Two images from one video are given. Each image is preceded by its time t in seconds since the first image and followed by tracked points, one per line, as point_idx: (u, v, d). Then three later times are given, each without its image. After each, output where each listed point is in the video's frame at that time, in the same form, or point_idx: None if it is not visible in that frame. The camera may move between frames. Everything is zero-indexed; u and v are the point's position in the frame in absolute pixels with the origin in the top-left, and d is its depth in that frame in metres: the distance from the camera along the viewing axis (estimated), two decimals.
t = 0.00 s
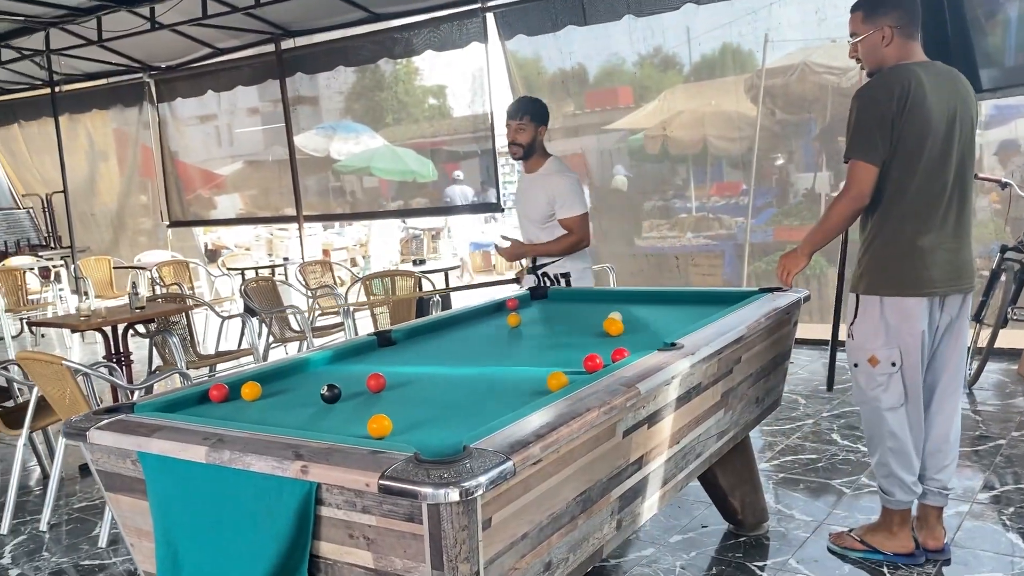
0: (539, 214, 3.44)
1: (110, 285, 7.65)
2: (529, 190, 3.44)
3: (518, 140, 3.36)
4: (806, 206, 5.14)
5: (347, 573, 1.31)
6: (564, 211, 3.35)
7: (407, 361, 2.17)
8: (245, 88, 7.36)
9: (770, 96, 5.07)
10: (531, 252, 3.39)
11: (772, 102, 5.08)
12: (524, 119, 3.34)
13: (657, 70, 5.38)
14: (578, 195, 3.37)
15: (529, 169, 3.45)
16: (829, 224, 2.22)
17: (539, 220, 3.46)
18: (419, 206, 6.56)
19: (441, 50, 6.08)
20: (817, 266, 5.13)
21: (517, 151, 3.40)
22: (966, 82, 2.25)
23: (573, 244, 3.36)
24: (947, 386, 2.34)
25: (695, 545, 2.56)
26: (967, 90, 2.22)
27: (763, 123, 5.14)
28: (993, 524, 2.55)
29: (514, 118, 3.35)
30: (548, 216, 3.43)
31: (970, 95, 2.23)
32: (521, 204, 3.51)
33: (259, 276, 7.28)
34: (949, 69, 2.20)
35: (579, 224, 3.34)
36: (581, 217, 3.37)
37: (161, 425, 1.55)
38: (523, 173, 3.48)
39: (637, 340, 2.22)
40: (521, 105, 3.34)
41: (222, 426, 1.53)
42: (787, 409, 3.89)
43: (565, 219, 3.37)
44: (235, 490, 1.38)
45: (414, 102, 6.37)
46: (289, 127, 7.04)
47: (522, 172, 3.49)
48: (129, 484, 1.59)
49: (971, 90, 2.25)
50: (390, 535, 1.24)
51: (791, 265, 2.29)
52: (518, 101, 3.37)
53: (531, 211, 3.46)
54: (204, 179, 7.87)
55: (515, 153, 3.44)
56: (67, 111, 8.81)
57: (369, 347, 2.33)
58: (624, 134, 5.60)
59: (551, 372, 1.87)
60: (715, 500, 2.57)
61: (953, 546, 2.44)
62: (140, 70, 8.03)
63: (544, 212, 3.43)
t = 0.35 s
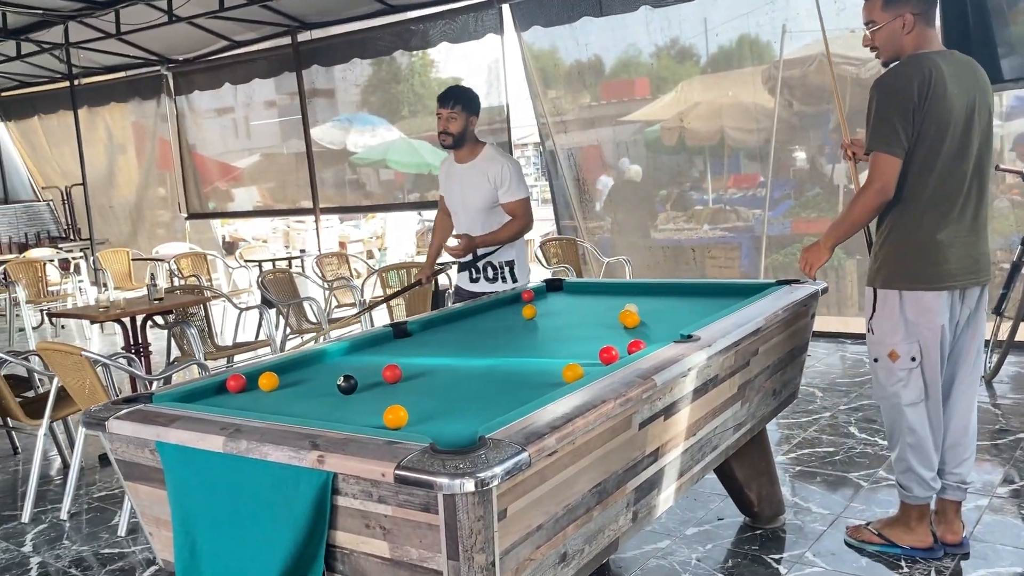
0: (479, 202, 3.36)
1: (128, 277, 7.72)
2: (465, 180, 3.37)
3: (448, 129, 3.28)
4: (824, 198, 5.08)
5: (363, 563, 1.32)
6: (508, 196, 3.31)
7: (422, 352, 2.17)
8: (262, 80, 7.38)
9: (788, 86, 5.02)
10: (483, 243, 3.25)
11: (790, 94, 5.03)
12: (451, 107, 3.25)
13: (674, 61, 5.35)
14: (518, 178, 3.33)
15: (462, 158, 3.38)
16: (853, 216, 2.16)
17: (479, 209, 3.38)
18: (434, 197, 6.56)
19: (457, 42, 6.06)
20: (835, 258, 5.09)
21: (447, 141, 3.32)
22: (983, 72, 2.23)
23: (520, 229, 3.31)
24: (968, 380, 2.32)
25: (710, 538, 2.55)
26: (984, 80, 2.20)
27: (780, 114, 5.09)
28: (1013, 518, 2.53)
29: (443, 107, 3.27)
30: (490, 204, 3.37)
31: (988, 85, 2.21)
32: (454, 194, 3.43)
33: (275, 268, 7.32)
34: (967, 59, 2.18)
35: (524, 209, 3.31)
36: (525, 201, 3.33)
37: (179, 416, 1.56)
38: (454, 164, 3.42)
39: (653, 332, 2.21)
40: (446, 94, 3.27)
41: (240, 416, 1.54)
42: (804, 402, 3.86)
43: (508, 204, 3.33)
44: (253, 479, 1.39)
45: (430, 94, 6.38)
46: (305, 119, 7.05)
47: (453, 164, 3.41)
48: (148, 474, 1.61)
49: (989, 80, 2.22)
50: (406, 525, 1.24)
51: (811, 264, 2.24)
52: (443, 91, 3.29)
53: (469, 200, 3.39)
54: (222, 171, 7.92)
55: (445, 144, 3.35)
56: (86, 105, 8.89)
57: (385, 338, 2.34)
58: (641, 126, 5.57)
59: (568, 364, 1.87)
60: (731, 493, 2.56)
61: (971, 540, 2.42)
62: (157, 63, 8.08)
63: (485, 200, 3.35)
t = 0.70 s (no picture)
0: (446, 208, 3.11)
1: (141, 272, 7.75)
2: (428, 186, 3.12)
3: (411, 132, 3.06)
4: (836, 195, 5.05)
5: (378, 557, 1.32)
6: (477, 198, 3.07)
7: (435, 347, 2.18)
8: (273, 76, 7.39)
9: (801, 82, 4.98)
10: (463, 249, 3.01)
11: (803, 90, 4.99)
12: (412, 109, 3.03)
13: (685, 56, 5.32)
14: (485, 179, 3.09)
15: (426, 164, 3.15)
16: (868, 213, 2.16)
17: (445, 216, 3.13)
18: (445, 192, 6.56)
19: (468, 37, 6.05)
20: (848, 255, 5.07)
21: (410, 146, 3.10)
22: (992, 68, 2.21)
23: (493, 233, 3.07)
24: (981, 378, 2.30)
25: (722, 535, 2.55)
26: (994, 77, 2.18)
27: (793, 110, 5.06)
28: None
29: (405, 110, 3.05)
30: (456, 210, 3.11)
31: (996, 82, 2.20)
32: (418, 203, 3.19)
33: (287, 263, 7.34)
34: (977, 55, 2.16)
35: (496, 210, 3.07)
36: (496, 203, 3.10)
37: (194, 410, 1.57)
38: (416, 171, 3.18)
39: (666, 328, 2.21)
40: (407, 95, 3.05)
41: (253, 411, 1.55)
42: (816, 399, 3.84)
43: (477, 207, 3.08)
44: (268, 473, 1.39)
45: (440, 89, 6.37)
46: (316, 115, 7.07)
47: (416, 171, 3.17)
48: (162, 467, 1.61)
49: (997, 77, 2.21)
50: (421, 520, 1.25)
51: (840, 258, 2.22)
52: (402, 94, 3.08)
53: (434, 207, 3.13)
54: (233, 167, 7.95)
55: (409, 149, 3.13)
56: (99, 100, 8.93)
57: (398, 334, 2.34)
58: (652, 122, 5.55)
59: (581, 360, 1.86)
60: (743, 490, 2.55)
61: (985, 538, 2.40)
62: (169, 58, 8.11)
63: (452, 205, 3.11)
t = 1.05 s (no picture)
0: (400, 205, 2.82)
1: (150, 270, 7.78)
2: (386, 178, 2.84)
3: (380, 119, 2.79)
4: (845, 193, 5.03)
5: (390, 554, 1.33)
6: (429, 195, 2.78)
7: (446, 345, 2.18)
8: (281, 74, 7.41)
9: (811, 81, 4.96)
10: (396, 244, 2.72)
11: (812, 88, 4.97)
12: (380, 94, 2.77)
13: (692, 55, 5.32)
14: (447, 178, 2.81)
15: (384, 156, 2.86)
16: (897, 207, 2.13)
17: (399, 213, 2.84)
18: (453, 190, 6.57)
19: (476, 35, 6.05)
20: (857, 254, 5.05)
21: (374, 133, 2.82)
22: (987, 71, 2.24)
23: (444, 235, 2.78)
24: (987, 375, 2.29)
25: (731, 533, 2.55)
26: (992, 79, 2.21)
27: (802, 108, 5.04)
28: None
29: (371, 93, 2.78)
30: (410, 208, 2.82)
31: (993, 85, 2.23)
32: (374, 197, 2.90)
33: (295, 260, 7.36)
34: (978, 56, 2.18)
35: (447, 211, 2.77)
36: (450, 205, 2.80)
37: (207, 407, 1.58)
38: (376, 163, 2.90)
39: (676, 327, 2.21)
40: (376, 80, 2.79)
41: (266, 408, 1.56)
42: (825, 398, 3.83)
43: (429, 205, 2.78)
44: (281, 469, 1.40)
45: (448, 87, 6.37)
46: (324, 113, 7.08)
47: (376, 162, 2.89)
48: (176, 464, 1.62)
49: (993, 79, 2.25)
50: (435, 517, 1.25)
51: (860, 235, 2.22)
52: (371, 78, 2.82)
53: (388, 202, 2.84)
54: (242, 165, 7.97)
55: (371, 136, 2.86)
56: (108, 97, 8.97)
57: (408, 331, 2.35)
58: (659, 120, 5.55)
59: (591, 358, 1.87)
60: (752, 488, 2.55)
61: (994, 538, 2.40)
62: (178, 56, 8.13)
63: (404, 201, 2.81)
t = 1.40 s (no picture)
0: (361, 216, 2.74)
1: (156, 268, 7.81)
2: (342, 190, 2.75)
3: (336, 128, 2.73)
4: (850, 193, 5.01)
5: (398, 550, 1.34)
6: (394, 208, 2.77)
7: (454, 343, 2.19)
8: (288, 73, 7.42)
9: (818, 81, 4.95)
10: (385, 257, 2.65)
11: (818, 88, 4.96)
12: (333, 101, 2.70)
13: (698, 55, 5.31)
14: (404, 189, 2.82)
15: (335, 167, 2.78)
16: (919, 199, 2.10)
17: (360, 226, 2.75)
18: (458, 189, 6.58)
19: (482, 35, 6.05)
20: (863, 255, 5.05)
21: (326, 142, 2.73)
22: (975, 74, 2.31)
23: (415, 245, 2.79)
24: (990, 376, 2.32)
25: (737, 532, 2.55)
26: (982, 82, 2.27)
27: (807, 108, 5.03)
28: None
29: (325, 101, 2.70)
30: (373, 220, 2.76)
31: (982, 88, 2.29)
32: (324, 210, 2.78)
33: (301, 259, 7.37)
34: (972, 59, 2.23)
35: (414, 223, 2.78)
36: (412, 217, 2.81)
37: (217, 403, 1.59)
38: (323, 175, 2.80)
39: (683, 326, 2.21)
40: (327, 88, 2.72)
41: (275, 404, 1.57)
42: (830, 398, 3.83)
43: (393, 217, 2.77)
44: (290, 466, 1.41)
45: (453, 87, 6.39)
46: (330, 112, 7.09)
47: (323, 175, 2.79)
48: (185, 460, 1.63)
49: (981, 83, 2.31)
50: (443, 513, 1.26)
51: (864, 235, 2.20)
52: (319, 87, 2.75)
53: (346, 216, 2.75)
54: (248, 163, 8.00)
55: (319, 147, 2.76)
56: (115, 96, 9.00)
57: (415, 329, 2.35)
58: (664, 120, 5.54)
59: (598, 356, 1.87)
60: (758, 487, 2.55)
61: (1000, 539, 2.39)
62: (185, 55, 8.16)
63: (364, 214, 2.75)
